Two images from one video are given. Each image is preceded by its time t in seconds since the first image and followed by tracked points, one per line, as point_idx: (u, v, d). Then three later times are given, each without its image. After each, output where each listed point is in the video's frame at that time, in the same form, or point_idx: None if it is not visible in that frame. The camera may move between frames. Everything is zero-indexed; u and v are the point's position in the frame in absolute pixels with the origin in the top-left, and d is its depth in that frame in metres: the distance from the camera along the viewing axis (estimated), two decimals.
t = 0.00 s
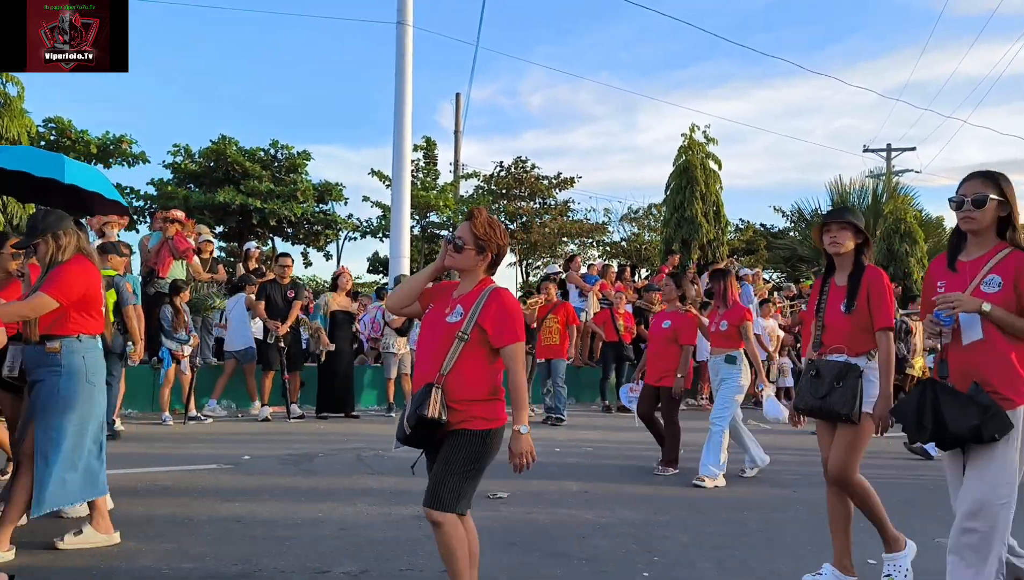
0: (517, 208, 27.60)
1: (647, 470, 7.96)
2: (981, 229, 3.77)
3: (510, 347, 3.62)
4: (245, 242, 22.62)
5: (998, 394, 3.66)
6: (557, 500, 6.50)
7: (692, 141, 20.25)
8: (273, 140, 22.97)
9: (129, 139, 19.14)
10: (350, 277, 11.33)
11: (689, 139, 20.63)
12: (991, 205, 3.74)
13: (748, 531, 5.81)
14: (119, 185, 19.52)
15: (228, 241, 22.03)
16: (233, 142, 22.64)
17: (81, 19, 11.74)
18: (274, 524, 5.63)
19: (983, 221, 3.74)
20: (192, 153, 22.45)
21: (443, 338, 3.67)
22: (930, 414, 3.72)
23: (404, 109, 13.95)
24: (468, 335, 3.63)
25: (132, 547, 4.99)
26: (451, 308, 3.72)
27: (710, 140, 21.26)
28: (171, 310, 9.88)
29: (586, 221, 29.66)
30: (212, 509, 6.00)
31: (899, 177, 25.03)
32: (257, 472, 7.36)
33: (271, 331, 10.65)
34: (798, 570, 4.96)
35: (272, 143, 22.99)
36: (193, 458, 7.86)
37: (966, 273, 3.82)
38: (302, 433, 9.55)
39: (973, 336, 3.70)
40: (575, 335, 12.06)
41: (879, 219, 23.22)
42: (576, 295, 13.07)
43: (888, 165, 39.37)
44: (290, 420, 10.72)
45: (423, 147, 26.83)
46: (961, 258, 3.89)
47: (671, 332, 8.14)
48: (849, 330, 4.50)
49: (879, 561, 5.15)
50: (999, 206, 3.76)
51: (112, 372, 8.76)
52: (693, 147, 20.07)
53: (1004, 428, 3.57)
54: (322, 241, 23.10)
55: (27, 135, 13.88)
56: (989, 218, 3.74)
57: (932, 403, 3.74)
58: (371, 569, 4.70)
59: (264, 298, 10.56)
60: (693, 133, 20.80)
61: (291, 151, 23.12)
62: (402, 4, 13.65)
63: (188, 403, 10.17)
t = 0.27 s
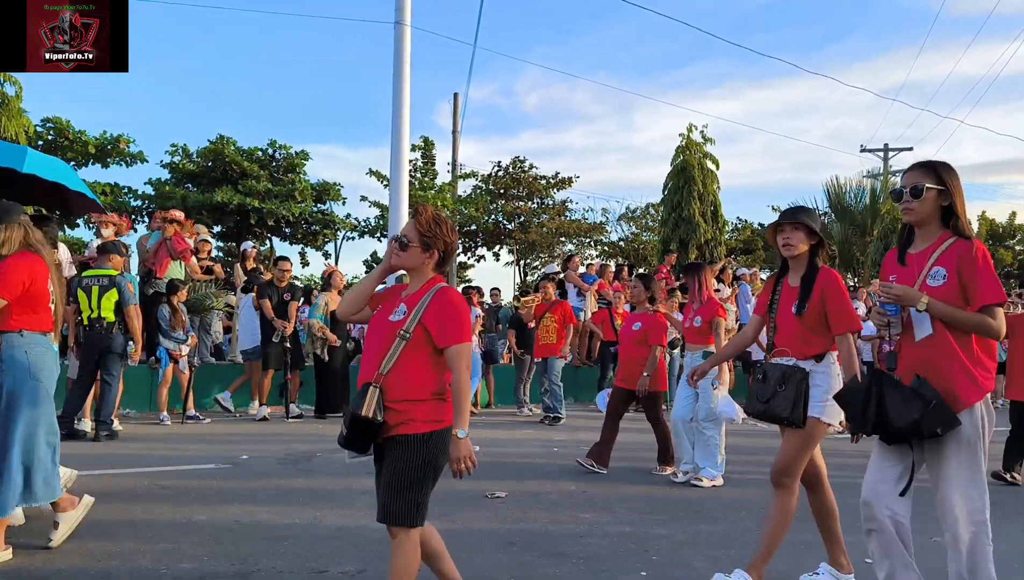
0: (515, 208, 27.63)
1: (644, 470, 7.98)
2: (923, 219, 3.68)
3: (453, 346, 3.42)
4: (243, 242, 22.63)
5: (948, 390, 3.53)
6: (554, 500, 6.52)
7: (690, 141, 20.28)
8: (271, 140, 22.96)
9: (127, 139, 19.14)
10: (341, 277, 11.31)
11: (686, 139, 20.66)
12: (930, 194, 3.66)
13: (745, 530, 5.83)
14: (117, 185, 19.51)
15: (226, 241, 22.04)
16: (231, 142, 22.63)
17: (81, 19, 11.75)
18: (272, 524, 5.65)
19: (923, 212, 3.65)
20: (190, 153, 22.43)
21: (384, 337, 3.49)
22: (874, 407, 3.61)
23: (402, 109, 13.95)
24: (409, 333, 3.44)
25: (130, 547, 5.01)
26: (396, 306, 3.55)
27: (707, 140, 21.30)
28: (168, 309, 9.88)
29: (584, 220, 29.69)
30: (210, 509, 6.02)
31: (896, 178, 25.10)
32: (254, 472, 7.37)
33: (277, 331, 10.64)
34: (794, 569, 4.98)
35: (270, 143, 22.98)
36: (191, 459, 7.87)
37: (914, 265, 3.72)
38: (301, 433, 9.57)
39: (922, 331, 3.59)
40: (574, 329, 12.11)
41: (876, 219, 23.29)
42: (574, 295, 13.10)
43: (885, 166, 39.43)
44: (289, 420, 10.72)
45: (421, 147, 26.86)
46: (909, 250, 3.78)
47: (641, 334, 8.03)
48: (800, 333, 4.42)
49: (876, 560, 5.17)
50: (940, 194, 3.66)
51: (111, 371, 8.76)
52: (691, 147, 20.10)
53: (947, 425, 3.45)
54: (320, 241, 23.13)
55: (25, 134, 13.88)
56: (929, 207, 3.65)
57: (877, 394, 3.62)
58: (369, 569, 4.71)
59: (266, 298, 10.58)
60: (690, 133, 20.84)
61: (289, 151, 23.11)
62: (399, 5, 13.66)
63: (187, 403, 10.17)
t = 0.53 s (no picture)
0: (514, 208, 27.66)
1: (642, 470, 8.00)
2: (851, 214, 3.62)
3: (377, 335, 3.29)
4: (241, 241, 22.65)
5: (884, 393, 3.40)
6: (552, 500, 6.54)
7: (688, 141, 20.33)
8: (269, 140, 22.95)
9: (125, 139, 19.14)
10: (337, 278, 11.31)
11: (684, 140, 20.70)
12: (859, 189, 3.61)
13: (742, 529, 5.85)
14: (115, 185, 19.53)
15: (224, 241, 22.05)
16: (229, 142, 22.62)
17: (82, 19, 11.77)
18: (271, 524, 5.67)
19: (852, 205, 3.59)
20: (188, 153, 22.43)
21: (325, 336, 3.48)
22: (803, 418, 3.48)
23: (400, 109, 13.97)
24: (341, 328, 3.40)
25: (129, 547, 5.02)
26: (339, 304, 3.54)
27: (706, 140, 21.35)
28: (164, 309, 9.90)
29: (583, 220, 29.72)
30: (209, 509, 6.04)
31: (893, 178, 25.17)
32: (253, 472, 7.38)
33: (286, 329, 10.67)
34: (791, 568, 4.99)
35: (268, 143, 22.97)
36: (190, 459, 7.89)
37: (843, 266, 3.63)
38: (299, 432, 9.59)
39: (851, 333, 3.47)
40: (574, 329, 12.11)
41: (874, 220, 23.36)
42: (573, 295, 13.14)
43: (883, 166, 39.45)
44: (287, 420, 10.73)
45: (420, 147, 26.89)
46: (836, 251, 3.70)
47: (607, 330, 7.95)
48: (742, 330, 4.39)
49: (873, 559, 5.19)
50: (869, 192, 3.61)
51: (111, 371, 8.79)
52: (689, 147, 20.15)
53: (879, 429, 3.34)
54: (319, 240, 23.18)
55: (23, 134, 13.88)
56: (857, 202, 3.59)
57: (805, 410, 3.49)
58: (367, 568, 4.73)
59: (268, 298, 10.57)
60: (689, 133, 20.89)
61: (287, 151, 23.12)
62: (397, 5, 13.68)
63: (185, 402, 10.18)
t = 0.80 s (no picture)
0: (512, 208, 27.64)
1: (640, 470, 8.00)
2: (784, 200, 3.59)
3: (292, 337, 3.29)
4: (239, 241, 22.63)
5: (801, 382, 3.35)
6: (549, 500, 6.54)
7: (686, 141, 20.33)
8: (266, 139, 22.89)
9: (123, 139, 19.11)
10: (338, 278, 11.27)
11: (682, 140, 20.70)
12: (793, 175, 3.58)
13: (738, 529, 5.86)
14: (112, 185, 19.50)
15: (222, 241, 22.03)
16: (227, 142, 22.57)
17: (81, 19, 11.78)
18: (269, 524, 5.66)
19: (784, 190, 3.57)
20: (186, 152, 22.39)
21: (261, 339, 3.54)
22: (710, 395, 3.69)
23: (398, 109, 13.95)
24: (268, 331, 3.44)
25: (126, 548, 5.03)
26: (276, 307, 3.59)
27: (704, 140, 21.35)
28: (159, 309, 9.87)
29: (581, 220, 29.71)
30: (206, 509, 6.03)
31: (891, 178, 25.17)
32: (250, 472, 7.38)
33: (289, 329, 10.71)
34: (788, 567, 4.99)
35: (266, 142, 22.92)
36: (188, 459, 7.89)
37: (780, 255, 3.60)
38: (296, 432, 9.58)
39: (780, 323, 3.41)
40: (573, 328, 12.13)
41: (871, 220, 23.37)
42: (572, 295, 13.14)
43: (881, 166, 39.48)
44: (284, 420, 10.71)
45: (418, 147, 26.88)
46: (775, 239, 3.68)
47: (578, 332, 7.93)
48: (695, 321, 4.41)
49: (871, 559, 5.18)
50: (804, 179, 3.57)
51: (109, 371, 8.75)
52: (687, 146, 20.15)
53: (778, 422, 3.32)
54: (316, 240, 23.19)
55: (20, 134, 13.86)
56: (790, 187, 3.57)
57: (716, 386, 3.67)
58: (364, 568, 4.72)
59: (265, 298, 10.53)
60: (687, 133, 20.89)
61: (285, 151, 23.07)
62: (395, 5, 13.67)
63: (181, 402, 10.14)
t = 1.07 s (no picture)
0: (508, 208, 27.64)
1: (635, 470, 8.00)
2: (716, 200, 3.49)
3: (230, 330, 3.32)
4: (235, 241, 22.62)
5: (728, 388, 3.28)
6: (545, 500, 6.55)
7: (683, 141, 20.35)
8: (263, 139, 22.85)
9: (119, 139, 19.09)
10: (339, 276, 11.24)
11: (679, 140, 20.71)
12: (724, 175, 3.48)
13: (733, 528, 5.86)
14: (108, 185, 19.47)
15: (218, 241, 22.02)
16: (223, 142, 22.54)
17: (82, 19, 11.81)
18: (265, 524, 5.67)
19: (715, 191, 3.47)
20: (182, 152, 22.36)
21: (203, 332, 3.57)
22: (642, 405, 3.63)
23: (395, 109, 13.95)
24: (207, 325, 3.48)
25: (122, 548, 5.03)
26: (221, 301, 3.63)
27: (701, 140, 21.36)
28: (154, 309, 9.85)
29: (577, 220, 29.72)
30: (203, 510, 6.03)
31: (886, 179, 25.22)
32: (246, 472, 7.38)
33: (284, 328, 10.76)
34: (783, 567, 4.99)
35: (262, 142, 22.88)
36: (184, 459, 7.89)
37: (714, 258, 3.52)
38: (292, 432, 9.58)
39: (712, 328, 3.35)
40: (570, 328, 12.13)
41: (867, 220, 23.39)
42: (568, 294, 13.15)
43: (877, 166, 39.54)
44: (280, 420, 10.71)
45: (414, 147, 26.89)
46: (710, 242, 3.60)
47: (544, 329, 7.55)
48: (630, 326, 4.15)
49: (866, 560, 5.19)
50: (736, 180, 3.47)
51: (104, 371, 8.73)
52: (683, 146, 20.16)
53: (705, 428, 3.27)
54: (313, 241, 23.20)
55: (16, 134, 13.83)
56: (721, 188, 3.47)
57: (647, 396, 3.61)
58: (360, 569, 4.72)
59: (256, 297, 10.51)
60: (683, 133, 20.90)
61: (281, 150, 23.04)
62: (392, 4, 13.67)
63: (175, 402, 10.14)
